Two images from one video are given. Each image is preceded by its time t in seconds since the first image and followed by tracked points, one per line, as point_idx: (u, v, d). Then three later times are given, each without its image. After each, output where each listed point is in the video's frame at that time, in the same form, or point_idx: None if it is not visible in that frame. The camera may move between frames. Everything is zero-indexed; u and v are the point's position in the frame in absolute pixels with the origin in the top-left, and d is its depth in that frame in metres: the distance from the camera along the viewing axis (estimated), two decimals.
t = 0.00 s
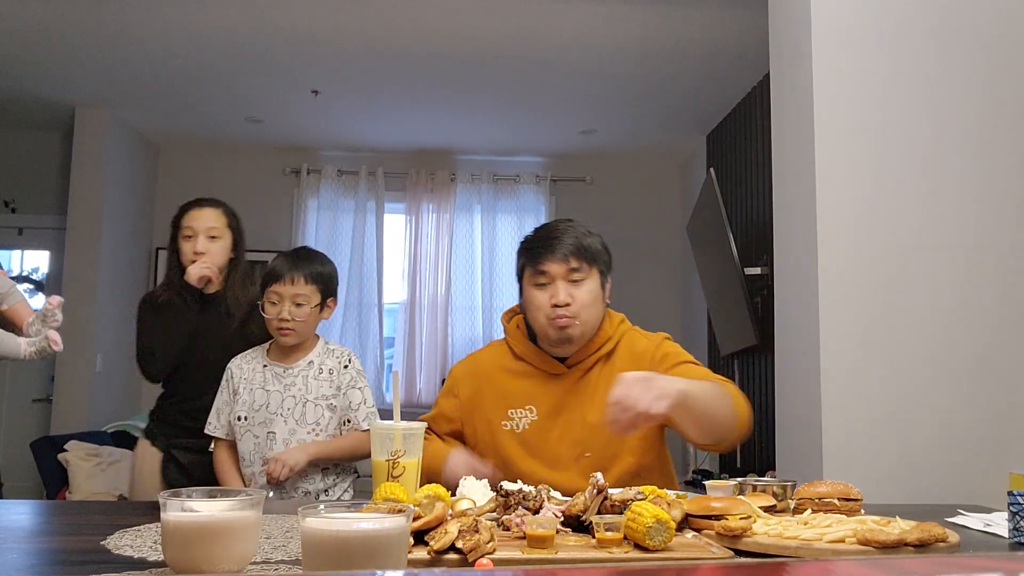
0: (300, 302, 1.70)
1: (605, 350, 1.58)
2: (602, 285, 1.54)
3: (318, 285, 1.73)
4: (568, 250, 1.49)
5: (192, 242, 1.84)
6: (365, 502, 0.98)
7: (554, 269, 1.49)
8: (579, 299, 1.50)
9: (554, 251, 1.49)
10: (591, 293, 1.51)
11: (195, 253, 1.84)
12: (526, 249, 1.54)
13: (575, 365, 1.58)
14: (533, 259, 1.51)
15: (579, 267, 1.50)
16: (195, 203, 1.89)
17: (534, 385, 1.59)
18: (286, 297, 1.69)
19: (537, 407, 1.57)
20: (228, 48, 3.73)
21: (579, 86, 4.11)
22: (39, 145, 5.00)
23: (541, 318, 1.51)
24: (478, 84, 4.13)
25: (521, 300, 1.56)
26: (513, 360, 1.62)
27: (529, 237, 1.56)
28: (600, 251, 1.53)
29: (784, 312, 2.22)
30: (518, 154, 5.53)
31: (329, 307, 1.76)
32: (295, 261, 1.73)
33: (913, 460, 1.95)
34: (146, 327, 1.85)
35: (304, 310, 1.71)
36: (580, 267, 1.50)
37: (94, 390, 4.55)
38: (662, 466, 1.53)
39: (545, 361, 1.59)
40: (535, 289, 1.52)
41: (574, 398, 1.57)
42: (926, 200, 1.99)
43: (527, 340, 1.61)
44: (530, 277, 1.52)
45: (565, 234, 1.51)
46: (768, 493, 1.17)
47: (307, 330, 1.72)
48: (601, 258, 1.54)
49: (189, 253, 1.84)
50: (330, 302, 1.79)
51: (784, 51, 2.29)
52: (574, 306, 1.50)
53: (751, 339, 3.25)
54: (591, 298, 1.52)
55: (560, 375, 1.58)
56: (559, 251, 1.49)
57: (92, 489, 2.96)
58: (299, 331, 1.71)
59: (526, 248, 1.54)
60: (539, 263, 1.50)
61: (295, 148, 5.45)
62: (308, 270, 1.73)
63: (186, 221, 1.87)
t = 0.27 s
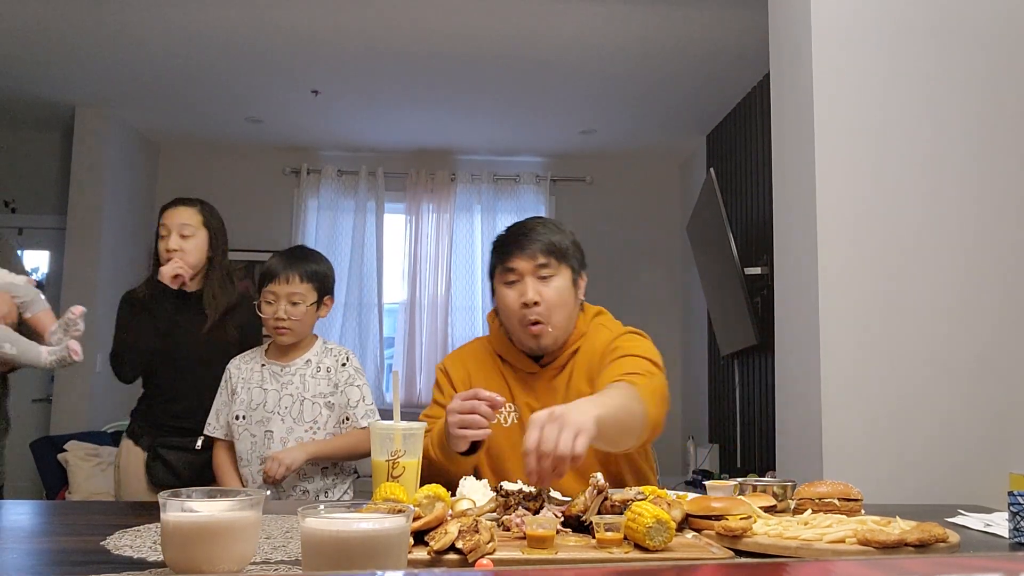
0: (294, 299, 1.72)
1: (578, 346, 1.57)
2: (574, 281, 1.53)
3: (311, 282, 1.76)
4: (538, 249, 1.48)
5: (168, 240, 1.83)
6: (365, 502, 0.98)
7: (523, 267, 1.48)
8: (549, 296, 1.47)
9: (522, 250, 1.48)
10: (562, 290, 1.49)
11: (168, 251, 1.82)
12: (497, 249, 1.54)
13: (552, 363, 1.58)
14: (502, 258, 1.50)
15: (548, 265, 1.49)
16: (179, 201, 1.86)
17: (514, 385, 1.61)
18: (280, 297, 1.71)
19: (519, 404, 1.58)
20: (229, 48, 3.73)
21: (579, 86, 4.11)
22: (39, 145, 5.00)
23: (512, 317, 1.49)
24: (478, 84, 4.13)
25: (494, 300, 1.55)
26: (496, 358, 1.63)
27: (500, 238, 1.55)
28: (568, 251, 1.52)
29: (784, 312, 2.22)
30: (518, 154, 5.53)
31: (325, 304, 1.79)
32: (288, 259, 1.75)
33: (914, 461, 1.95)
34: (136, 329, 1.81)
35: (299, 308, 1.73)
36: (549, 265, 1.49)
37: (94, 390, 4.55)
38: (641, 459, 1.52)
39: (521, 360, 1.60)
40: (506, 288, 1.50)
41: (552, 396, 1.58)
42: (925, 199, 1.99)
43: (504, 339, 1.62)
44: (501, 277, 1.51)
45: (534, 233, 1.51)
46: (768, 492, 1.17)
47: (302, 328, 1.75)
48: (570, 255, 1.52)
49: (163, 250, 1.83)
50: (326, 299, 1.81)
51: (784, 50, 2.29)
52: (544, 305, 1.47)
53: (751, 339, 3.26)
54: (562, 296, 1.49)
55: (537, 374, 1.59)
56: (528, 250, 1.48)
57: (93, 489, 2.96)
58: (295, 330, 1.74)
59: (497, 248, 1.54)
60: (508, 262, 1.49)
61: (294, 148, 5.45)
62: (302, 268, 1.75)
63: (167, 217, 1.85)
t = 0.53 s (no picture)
0: (299, 298, 1.76)
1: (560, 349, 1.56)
2: (550, 284, 1.54)
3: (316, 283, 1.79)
4: (510, 253, 1.49)
5: (162, 242, 1.82)
6: (365, 502, 0.98)
7: (496, 273, 1.49)
8: (526, 299, 1.49)
9: (494, 256, 1.49)
10: (540, 292, 1.51)
11: (162, 254, 1.82)
12: (472, 255, 1.55)
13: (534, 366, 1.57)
14: (477, 264, 1.52)
15: (521, 269, 1.49)
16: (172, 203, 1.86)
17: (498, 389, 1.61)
18: (285, 294, 1.75)
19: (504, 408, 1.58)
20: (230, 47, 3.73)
21: (579, 86, 4.11)
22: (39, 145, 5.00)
23: (490, 322, 1.51)
24: (478, 84, 4.13)
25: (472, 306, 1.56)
26: (479, 362, 1.63)
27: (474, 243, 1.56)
28: (542, 254, 1.52)
29: (784, 311, 2.23)
30: (518, 154, 5.53)
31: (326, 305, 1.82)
32: (294, 259, 1.79)
33: (914, 460, 1.95)
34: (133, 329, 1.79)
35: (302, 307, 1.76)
36: (522, 269, 1.50)
37: (94, 389, 4.55)
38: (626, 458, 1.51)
39: (503, 366, 1.59)
40: (482, 294, 1.52)
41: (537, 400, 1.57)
42: (925, 199, 1.99)
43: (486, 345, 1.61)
44: (477, 284, 1.53)
45: (507, 237, 1.52)
46: (768, 492, 1.17)
47: (304, 327, 1.78)
48: (546, 255, 1.53)
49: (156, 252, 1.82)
50: (330, 300, 1.85)
51: (783, 50, 2.29)
52: (519, 309, 1.48)
53: (751, 339, 3.26)
54: (538, 299, 1.50)
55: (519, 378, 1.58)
56: (501, 256, 1.49)
57: (93, 489, 2.96)
58: (297, 328, 1.77)
59: (471, 254, 1.55)
60: (482, 268, 1.51)
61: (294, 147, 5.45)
62: (306, 268, 1.79)
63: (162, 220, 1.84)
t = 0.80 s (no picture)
0: (299, 297, 1.78)
1: (553, 349, 1.57)
2: (539, 285, 1.54)
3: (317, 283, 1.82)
4: (498, 256, 1.49)
5: (173, 247, 1.98)
6: (366, 502, 0.98)
7: (484, 276, 1.49)
8: (516, 300, 1.49)
9: (481, 259, 1.49)
10: (529, 293, 1.51)
11: (176, 258, 1.97)
12: (460, 257, 1.55)
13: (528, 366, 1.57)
14: (465, 267, 1.52)
15: (509, 271, 1.49)
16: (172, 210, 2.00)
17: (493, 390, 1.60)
18: (286, 292, 1.77)
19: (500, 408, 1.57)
20: (230, 47, 3.73)
21: (579, 85, 4.11)
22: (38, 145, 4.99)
23: (480, 325, 1.51)
24: (478, 84, 4.13)
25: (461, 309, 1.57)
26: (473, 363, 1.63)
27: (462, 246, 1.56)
28: (530, 254, 1.52)
29: (784, 311, 2.23)
30: (518, 154, 5.53)
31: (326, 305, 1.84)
32: (296, 259, 1.82)
33: (914, 461, 1.95)
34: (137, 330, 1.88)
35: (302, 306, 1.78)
36: (510, 271, 1.49)
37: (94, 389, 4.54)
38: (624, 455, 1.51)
39: (497, 367, 1.59)
40: (472, 296, 1.52)
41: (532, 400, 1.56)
42: (925, 199, 1.99)
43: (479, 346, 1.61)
44: (465, 287, 1.53)
45: (495, 239, 1.51)
46: (768, 493, 1.17)
47: (303, 328, 1.79)
48: (533, 256, 1.53)
49: (170, 256, 1.97)
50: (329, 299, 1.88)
51: (784, 50, 2.29)
52: (508, 311, 1.48)
53: (750, 339, 3.26)
54: (526, 301, 1.51)
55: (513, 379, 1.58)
56: (488, 259, 1.49)
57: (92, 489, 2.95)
58: (297, 328, 1.78)
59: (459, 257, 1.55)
60: (470, 271, 1.50)
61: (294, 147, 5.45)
62: (308, 267, 1.82)
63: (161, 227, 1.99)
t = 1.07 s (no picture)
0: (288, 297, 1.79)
1: (561, 344, 1.58)
2: (549, 281, 1.54)
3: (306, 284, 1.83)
4: (509, 252, 1.50)
5: (183, 245, 1.77)
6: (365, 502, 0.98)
7: (496, 271, 1.49)
8: (527, 295, 1.50)
9: (494, 254, 1.50)
10: (540, 288, 1.51)
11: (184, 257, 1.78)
12: (471, 253, 1.55)
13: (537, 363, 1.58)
14: (477, 262, 1.52)
15: (521, 267, 1.50)
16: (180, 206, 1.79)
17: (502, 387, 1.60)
18: (275, 291, 1.77)
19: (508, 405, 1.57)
20: (230, 47, 3.73)
21: (579, 85, 4.11)
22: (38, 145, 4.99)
23: (492, 320, 1.51)
24: (478, 84, 4.13)
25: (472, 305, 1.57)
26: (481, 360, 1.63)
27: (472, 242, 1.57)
28: (540, 250, 1.53)
29: (784, 311, 2.23)
30: (518, 154, 5.53)
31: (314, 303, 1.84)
32: (282, 260, 1.83)
33: (914, 461, 1.95)
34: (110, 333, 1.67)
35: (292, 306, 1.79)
36: (521, 267, 1.50)
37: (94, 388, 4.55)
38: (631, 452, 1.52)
39: (506, 364, 1.59)
40: (483, 292, 1.52)
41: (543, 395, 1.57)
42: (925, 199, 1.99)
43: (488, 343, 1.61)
44: (476, 282, 1.53)
45: (506, 235, 1.52)
46: (767, 493, 1.17)
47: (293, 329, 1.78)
48: (543, 253, 1.54)
49: (180, 255, 1.76)
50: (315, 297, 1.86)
51: (783, 50, 2.29)
52: (520, 306, 1.49)
53: (750, 338, 3.26)
54: (538, 296, 1.51)
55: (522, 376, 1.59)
56: (500, 254, 1.50)
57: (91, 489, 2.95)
58: (287, 328, 1.77)
59: (470, 252, 1.55)
60: (482, 266, 1.51)
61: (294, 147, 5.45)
62: (296, 265, 1.83)
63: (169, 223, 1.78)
